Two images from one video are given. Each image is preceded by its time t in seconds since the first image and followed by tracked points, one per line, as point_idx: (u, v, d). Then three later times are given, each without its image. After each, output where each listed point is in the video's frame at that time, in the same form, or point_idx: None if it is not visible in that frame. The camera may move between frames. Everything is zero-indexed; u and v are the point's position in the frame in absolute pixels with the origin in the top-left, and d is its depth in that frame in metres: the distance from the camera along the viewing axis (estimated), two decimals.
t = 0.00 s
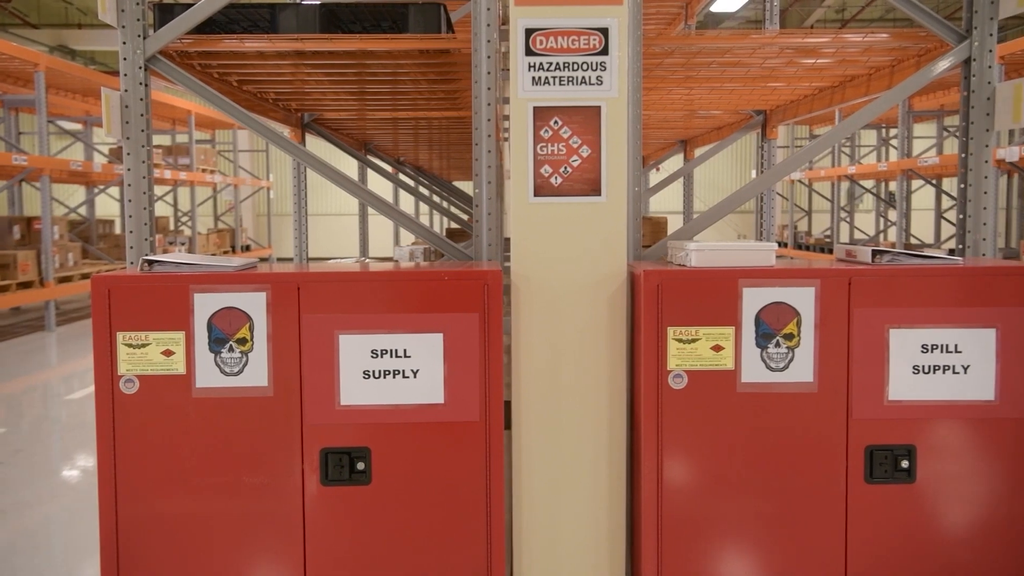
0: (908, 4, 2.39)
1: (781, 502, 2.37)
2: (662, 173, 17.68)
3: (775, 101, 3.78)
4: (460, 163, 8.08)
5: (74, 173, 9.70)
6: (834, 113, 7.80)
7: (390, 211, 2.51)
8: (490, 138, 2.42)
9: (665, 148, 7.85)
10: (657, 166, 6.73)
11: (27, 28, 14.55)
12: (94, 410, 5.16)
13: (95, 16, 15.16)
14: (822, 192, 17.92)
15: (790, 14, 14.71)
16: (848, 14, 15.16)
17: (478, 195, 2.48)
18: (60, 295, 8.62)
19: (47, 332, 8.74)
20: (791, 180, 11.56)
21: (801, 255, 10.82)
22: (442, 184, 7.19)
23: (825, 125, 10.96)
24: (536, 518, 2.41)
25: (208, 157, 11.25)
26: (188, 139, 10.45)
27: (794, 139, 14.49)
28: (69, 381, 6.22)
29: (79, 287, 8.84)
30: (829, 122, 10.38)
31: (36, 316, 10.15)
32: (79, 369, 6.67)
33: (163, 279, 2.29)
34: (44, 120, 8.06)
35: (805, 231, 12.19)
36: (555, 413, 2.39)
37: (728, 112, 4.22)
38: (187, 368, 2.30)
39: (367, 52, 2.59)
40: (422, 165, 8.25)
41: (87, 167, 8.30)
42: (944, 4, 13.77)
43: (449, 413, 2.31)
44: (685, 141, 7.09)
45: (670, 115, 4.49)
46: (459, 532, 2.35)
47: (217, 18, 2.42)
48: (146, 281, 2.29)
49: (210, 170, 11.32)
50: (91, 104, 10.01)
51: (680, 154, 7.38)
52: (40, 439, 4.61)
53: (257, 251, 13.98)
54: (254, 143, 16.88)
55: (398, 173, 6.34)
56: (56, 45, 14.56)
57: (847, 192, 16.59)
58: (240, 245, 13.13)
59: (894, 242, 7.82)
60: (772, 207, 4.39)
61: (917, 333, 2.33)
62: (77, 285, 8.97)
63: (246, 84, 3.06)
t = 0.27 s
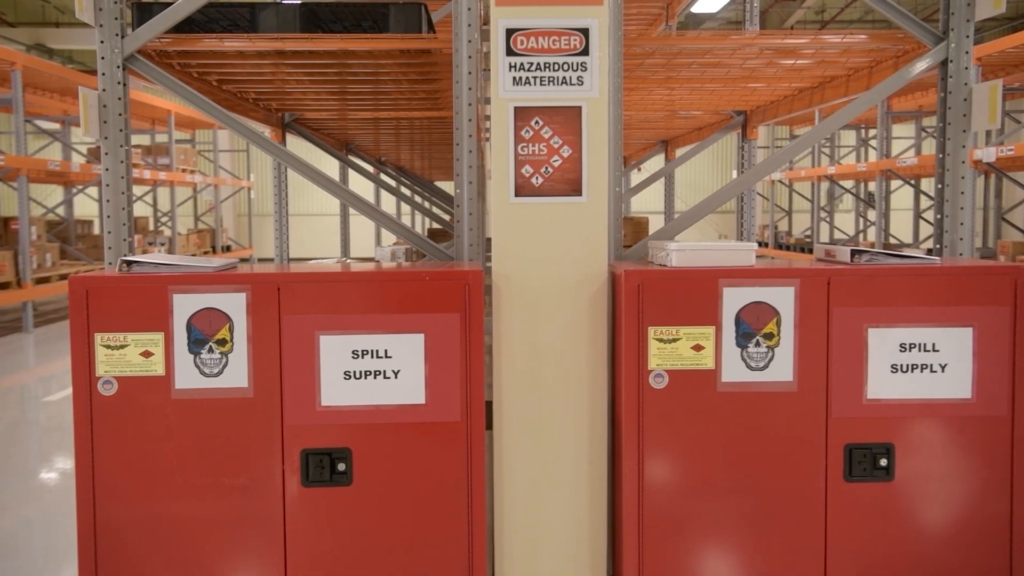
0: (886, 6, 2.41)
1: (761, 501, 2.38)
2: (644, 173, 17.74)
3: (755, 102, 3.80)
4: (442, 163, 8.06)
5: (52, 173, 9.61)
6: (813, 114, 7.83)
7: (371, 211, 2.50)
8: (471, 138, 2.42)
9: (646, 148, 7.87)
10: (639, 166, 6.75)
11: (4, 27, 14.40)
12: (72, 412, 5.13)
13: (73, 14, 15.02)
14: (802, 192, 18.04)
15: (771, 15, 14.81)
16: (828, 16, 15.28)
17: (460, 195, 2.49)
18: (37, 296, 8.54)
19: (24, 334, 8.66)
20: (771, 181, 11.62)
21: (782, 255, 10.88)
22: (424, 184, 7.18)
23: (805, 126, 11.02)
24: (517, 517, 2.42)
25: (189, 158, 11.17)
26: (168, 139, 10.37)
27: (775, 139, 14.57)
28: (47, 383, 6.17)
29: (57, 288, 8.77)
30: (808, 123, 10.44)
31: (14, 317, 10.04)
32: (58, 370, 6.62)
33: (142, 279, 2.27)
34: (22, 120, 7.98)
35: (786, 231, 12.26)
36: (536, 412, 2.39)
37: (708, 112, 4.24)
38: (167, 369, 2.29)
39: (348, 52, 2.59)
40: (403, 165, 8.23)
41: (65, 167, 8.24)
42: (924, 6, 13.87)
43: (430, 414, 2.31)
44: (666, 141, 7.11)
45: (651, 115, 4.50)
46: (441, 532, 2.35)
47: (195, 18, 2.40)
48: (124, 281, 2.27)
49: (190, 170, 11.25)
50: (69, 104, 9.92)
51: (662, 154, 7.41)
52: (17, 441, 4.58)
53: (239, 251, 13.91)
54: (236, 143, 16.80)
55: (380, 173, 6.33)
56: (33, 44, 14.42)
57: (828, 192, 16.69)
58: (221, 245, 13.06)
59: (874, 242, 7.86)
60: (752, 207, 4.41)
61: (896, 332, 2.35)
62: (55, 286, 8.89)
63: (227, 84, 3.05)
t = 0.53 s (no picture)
0: (865, 8, 2.43)
1: (741, 499, 2.40)
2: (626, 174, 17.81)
3: (735, 102, 3.81)
4: (423, 163, 8.04)
5: (29, 173, 9.51)
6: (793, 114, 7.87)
7: (351, 212, 2.50)
8: (452, 138, 2.41)
9: (627, 148, 7.89)
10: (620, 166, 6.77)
11: None
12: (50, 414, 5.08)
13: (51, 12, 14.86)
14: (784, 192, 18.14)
15: (752, 16, 14.90)
16: (808, 17, 15.44)
17: (441, 196, 2.49)
18: (14, 298, 8.44)
19: None
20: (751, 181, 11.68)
21: (763, 255, 10.92)
22: (405, 184, 7.16)
23: (786, 126, 11.09)
24: (499, 517, 2.42)
25: (169, 157, 11.08)
26: (148, 139, 10.29)
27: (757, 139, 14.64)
28: (24, 385, 6.10)
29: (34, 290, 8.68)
30: (788, 123, 10.50)
31: None
32: (34, 372, 6.54)
33: (120, 280, 2.26)
34: None
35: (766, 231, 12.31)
36: (517, 412, 2.39)
37: (689, 112, 4.26)
38: (145, 370, 2.27)
39: (329, 51, 2.59)
40: (384, 165, 8.21)
41: (42, 167, 8.16)
42: (904, 8, 13.99)
43: (411, 414, 2.30)
44: (647, 141, 7.13)
45: (632, 115, 4.52)
46: (422, 533, 2.35)
47: (173, 16, 2.39)
48: (101, 282, 2.25)
49: (170, 170, 11.17)
50: (47, 103, 9.82)
51: (643, 154, 7.43)
52: None
53: (220, 252, 13.82)
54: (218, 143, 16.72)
55: (361, 173, 6.31)
56: (11, 43, 14.28)
57: (810, 192, 16.78)
58: (201, 246, 12.97)
59: (854, 242, 7.90)
60: (733, 206, 4.44)
61: (874, 332, 2.37)
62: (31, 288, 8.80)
63: (206, 83, 3.03)
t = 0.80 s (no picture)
0: (846, 10, 2.45)
1: (723, 498, 2.41)
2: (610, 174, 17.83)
3: (716, 103, 3.83)
4: (406, 163, 8.03)
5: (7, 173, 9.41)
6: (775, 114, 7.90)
7: (332, 212, 2.49)
8: (434, 138, 2.41)
9: (610, 148, 7.90)
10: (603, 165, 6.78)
11: None
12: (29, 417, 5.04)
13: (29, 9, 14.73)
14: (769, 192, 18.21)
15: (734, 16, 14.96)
16: (790, 17, 15.54)
17: (423, 196, 2.49)
18: None
19: None
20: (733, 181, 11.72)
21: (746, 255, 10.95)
22: (387, 184, 7.15)
23: (768, 127, 11.13)
24: (482, 517, 2.42)
25: (149, 157, 11.00)
26: (128, 139, 10.21)
27: (740, 140, 14.70)
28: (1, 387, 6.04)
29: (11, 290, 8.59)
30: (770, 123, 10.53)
31: None
32: (10, 374, 6.48)
33: (99, 282, 2.24)
34: None
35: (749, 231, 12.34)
36: (500, 412, 2.39)
37: (671, 113, 4.27)
38: (125, 372, 2.26)
39: (310, 51, 2.57)
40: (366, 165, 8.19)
41: (20, 167, 8.09)
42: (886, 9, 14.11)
43: (393, 415, 2.30)
44: (630, 141, 7.14)
45: (615, 115, 4.53)
46: (404, 533, 2.34)
47: (154, 15, 2.39)
48: (77, 284, 2.24)
49: (151, 170, 11.08)
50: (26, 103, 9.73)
51: (625, 154, 7.44)
52: None
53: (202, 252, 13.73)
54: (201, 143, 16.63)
55: (344, 173, 6.30)
56: None
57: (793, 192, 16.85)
58: (181, 246, 12.87)
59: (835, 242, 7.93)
60: (715, 206, 4.46)
61: (855, 331, 2.38)
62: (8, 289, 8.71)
63: (186, 82, 3.02)
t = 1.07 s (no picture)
0: (826, 11, 2.47)
1: (703, 498, 2.42)
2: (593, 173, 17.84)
3: (697, 103, 3.84)
4: (387, 164, 8.01)
5: None
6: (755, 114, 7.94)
7: (312, 212, 2.48)
8: (415, 138, 2.41)
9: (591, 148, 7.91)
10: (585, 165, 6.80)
11: None
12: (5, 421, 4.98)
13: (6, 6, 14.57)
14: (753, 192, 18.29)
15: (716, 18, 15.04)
16: (771, 19, 15.66)
17: (404, 196, 2.49)
18: None
19: None
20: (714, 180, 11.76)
21: (727, 255, 10.98)
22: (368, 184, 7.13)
23: (749, 127, 11.19)
24: (463, 517, 2.42)
25: (129, 157, 10.92)
26: (107, 138, 10.13)
27: (723, 140, 14.76)
28: None
29: None
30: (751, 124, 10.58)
31: None
32: None
33: (76, 283, 2.22)
34: None
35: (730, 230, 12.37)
36: (481, 412, 2.39)
37: (652, 113, 4.28)
38: (104, 373, 2.24)
39: (291, 50, 2.56)
40: (347, 165, 8.16)
41: None
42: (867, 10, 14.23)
43: (375, 415, 2.30)
44: (611, 141, 7.17)
45: (597, 115, 4.53)
46: (386, 534, 2.34)
47: (132, 14, 2.37)
48: (52, 284, 2.22)
49: (130, 170, 10.99)
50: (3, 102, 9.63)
51: (606, 154, 7.46)
52: None
53: (182, 253, 13.64)
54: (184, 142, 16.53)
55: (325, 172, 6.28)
56: None
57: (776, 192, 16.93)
58: (161, 247, 12.76)
59: (815, 242, 7.96)
60: (695, 206, 4.47)
61: (834, 330, 2.40)
62: None
63: (166, 82, 3.00)
